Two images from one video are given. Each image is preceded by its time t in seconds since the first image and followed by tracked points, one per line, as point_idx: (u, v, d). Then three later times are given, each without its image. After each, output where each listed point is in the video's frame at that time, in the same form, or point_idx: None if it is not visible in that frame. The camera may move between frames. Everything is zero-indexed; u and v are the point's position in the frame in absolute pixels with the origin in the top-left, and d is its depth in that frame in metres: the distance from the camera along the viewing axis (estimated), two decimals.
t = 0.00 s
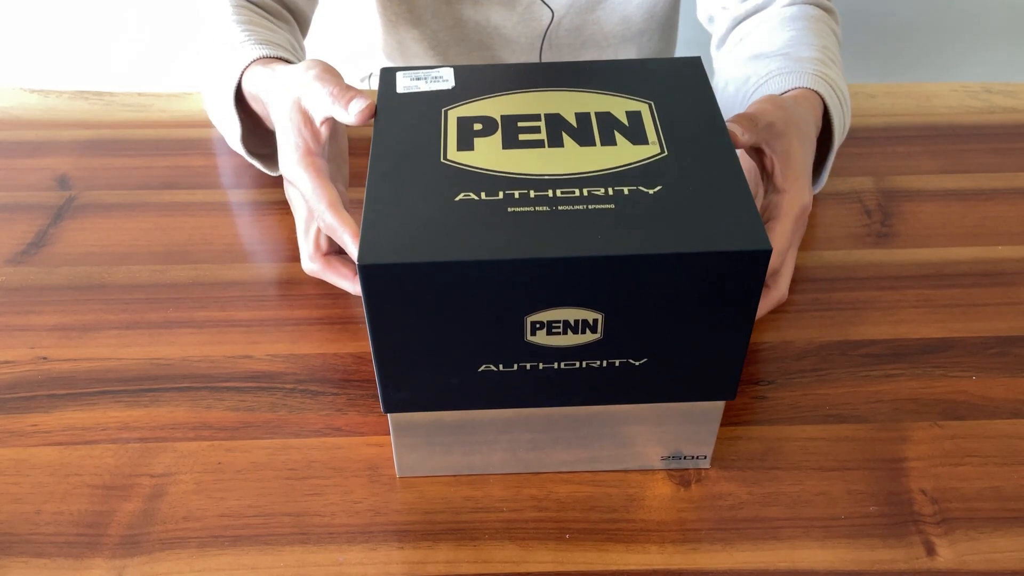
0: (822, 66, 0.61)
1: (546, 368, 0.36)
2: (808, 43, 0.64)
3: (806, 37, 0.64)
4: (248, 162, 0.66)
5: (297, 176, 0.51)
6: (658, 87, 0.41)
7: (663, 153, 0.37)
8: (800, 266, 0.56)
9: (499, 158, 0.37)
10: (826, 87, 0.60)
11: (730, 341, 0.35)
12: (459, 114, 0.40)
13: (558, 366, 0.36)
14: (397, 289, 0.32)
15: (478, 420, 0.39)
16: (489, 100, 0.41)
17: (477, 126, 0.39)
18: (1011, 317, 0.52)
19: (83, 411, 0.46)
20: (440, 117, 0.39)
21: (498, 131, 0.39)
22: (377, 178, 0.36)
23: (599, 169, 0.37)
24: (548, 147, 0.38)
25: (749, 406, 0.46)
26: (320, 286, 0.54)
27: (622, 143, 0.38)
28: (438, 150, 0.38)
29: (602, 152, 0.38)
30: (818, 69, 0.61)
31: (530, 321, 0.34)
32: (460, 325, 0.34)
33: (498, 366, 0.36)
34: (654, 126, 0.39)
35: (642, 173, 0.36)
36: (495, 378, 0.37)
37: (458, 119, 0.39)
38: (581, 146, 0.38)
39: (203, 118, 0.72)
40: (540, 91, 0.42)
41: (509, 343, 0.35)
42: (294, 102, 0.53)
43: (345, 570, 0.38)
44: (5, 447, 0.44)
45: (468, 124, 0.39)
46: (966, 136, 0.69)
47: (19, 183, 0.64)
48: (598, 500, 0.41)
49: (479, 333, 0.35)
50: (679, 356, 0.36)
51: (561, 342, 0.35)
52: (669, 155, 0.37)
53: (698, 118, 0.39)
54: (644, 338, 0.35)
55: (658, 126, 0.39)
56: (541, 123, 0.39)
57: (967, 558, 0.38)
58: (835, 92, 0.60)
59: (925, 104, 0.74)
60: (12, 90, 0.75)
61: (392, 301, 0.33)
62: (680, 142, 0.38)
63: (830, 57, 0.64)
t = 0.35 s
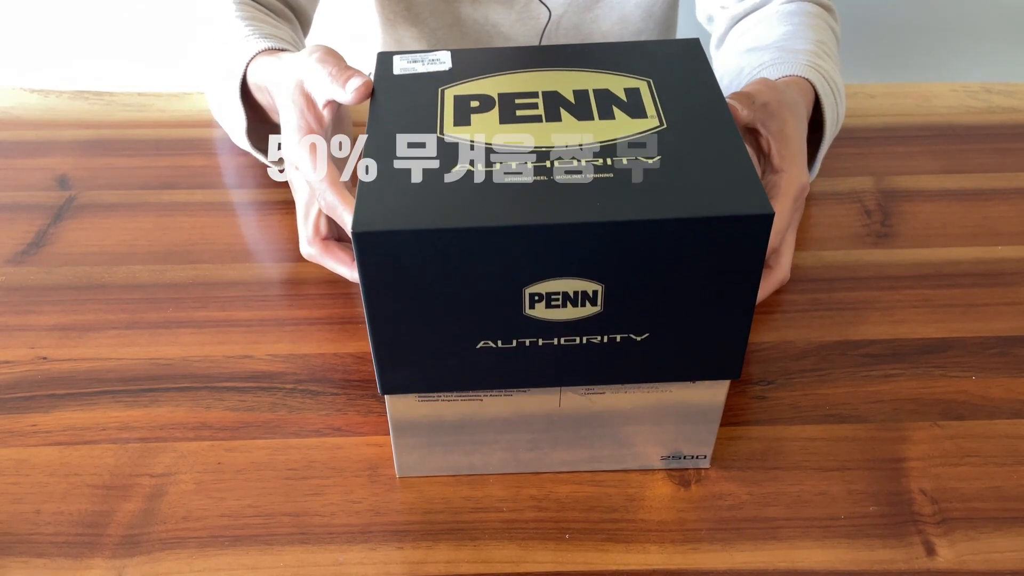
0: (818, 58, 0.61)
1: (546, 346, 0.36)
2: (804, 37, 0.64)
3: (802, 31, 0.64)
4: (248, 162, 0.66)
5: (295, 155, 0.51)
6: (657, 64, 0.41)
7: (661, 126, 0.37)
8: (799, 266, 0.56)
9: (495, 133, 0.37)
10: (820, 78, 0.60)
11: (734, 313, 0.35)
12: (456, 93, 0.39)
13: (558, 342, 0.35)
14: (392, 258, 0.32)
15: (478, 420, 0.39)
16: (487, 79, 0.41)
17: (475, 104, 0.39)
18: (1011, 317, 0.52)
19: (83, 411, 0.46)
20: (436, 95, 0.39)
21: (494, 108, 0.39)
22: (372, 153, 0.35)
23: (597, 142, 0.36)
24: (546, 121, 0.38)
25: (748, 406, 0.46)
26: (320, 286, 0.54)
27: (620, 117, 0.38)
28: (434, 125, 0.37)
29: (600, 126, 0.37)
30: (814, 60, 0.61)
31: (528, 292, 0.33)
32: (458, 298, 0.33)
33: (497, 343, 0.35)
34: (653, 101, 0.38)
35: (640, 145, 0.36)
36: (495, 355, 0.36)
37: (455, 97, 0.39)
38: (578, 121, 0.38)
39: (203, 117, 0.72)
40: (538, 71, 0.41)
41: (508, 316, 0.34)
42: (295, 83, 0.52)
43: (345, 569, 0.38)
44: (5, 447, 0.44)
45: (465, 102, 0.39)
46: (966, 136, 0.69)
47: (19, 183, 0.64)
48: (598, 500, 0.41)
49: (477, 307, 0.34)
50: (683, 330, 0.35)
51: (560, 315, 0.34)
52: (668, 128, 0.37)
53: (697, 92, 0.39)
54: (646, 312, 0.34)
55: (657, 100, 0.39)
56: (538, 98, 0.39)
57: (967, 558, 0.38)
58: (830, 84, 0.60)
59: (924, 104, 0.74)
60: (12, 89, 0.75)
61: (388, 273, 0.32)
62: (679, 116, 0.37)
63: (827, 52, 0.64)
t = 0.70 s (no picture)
0: (813, 50, 0.61)
1: (545, 318, 0.34)
2: (801, 31, 0.64)
3: (799, 25, 0.64)
4: (248, 162, 0.66)
5: (292, 126, 0.51)
6: (664, 36, 0.39)
7: (667, 92, 0.35)
8: (799, 266, 0.56)
9: (493, 99, 0.35)
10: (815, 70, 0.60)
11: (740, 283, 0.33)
12: (455, 62, 0.38)
13: (557, 314, 0.34)
14: (387, 221, 0.30)
15: (477, 420, 0.39)
16: (486, 49, 0.39)
17: (473, 71, 0.37)
18: (1012, 317, 0.52)
19: (83, 411, 0.46)
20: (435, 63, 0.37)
21: (493, 74, 0.36)
22: (366, 117, 0.34)
23: (599, 106, 0.34)
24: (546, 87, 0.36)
25: (749, 406, 0.46)
26: (320, 286, 0.54)
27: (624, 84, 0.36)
28: (430, 91, 0.35)
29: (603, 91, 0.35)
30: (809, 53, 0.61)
31: (526, 260, 0.32)
32: (453, 266, 0.32)
33: (494, 314, 0.34)
34: (658, 69, 0.37)
35: (645, 110, 0.34)
36: (491, 328, 0.34)
37: (453, 65, 0.37)
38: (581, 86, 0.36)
39: (203, 117, 0.72)
40: (539, 41, 0.39)
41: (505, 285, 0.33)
42: (295, 57, 0.53)
43: (345, 569, 0.38)
44: (5, 447, 0.44)
45: (463, 70, 0.37)
46: (966, 136, 0.69)
47: (19, 183, 0.64)
48: (598, 500, 0.41)
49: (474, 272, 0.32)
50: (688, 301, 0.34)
51: (559, 285, 0.33)
52: (674, 94, 0.35)
53: (706, 61, 0.37)
54: (649, 281, 0.33)
55: (663, 69, 0.36)
56: (539, 68, 0.37)
57: (967, 558, 0.38)
58: (825, 77, 0.60)
59: (925, 104, 0.74)
60: (12, 89, 0.75)
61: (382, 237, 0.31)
62: (686, 83, 0.35)
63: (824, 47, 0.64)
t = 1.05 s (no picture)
0: (810, 38, 0.62)
1: (551, 272, 0.32)
2: (801, 22, 0.64)
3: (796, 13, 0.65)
4: (248, 162, 0.66)
5: (289, 84, 0.50)
6: None
7: (673, 43, 0.34)
8: (799, 266, 0.56)
9: (495, 49, 0.34)
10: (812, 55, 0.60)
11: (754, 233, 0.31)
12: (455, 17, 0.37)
13: (565, 267, 0.32)
14: (380, 160, 0.29)
15: (478, 420, 0.39)
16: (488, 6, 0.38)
17: (475, 26, 0.36)
18: (1012, 317, 0.52)
19: (83, 411, 0.46)
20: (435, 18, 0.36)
21: (496, 29, 0.36)
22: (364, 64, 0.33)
23: (605, 55, 0.33)
24: (549, 40, 0.35)
25: (749, 406, 0.46)
26: (320, 286, 0.54)
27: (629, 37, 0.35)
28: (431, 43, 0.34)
29: (608, 43, 0.34)
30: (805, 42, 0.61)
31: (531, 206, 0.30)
32: (455, 213, 0.30)
33: (498, 267, 0.32)
34: (664, 23, 0.36)
35: (651, 57, 0.33)
36: (495, 284, 0.33)
37: (454, 20, 0.36)
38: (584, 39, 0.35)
39: (203, 117, 0.72)
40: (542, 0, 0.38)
41: (510, 236, 0.31)
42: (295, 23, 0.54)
43: (345, 569, 0.38)
44: (4, 447, 0.44)
45: (464, 25, 0.36)
46: (966, 136, 0.69)
47: (18, 183, 0.64)
48: (598, 500, 0.41)
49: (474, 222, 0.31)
50: (705, 245, 0.32)
51: (567, 234, 0.31)
52: (680, 44, 0.34)
53: (713, 15, 0.36)
54: (660, 232, 0.31)
55: (669, 22, 0.35)
56: (541, 23, 0.36)
57: (967, 558, 0.38)
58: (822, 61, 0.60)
59: (925, 104, 0.73)
60: (12, 89, 0.75)
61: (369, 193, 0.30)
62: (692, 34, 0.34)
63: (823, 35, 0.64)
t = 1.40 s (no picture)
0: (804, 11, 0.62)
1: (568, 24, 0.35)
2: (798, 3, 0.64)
3: None
4: (248, 162, 0.66)
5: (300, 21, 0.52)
6: None
7: None
8: (799, 265, 0.56)
9: None
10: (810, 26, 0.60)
11: None
12: None
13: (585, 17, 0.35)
14: None
15: (478, 421, 0.39)
16: None
17: None
18: (1012, 317, 0.52)
19: (83, 411, 0.46)
20: None
21: None
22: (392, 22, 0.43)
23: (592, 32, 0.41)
24: None
25: (749, 406, 0.46)
26: (319, 286, 0.54)
27: None
28: None
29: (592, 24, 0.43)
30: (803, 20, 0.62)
31: None
32: None
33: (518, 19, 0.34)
34: None
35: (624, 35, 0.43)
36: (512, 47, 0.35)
37: None
38: None
39: (204, 116, 0.72)
40: None
41: None
42: None
43: (345, 569, 0.38)
44: (5, 447, 0.44)
45: None
46: (966, 136, 0.69)
47: (19, 183, 0.64)
48: (598, 499, 0.41)
49: (496, 47, 0.35)
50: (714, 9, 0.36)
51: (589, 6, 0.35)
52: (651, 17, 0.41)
53: None
54: None
55: None
56: None
57: (967, 558, 0.38)
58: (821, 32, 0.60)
59: (925, 104, 0.73)
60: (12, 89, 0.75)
61: (388, 55, 0.34)
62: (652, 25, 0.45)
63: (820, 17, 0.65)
